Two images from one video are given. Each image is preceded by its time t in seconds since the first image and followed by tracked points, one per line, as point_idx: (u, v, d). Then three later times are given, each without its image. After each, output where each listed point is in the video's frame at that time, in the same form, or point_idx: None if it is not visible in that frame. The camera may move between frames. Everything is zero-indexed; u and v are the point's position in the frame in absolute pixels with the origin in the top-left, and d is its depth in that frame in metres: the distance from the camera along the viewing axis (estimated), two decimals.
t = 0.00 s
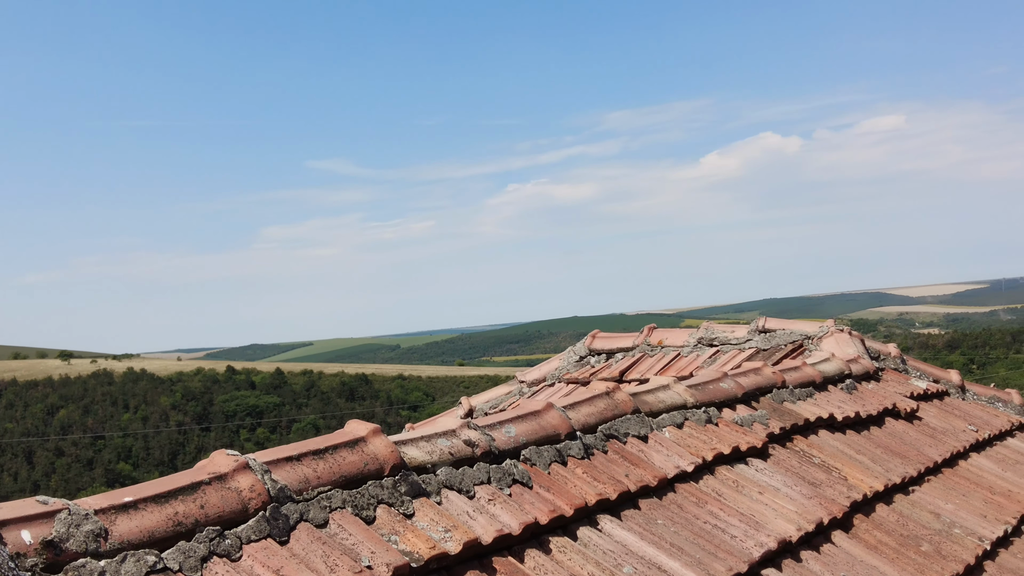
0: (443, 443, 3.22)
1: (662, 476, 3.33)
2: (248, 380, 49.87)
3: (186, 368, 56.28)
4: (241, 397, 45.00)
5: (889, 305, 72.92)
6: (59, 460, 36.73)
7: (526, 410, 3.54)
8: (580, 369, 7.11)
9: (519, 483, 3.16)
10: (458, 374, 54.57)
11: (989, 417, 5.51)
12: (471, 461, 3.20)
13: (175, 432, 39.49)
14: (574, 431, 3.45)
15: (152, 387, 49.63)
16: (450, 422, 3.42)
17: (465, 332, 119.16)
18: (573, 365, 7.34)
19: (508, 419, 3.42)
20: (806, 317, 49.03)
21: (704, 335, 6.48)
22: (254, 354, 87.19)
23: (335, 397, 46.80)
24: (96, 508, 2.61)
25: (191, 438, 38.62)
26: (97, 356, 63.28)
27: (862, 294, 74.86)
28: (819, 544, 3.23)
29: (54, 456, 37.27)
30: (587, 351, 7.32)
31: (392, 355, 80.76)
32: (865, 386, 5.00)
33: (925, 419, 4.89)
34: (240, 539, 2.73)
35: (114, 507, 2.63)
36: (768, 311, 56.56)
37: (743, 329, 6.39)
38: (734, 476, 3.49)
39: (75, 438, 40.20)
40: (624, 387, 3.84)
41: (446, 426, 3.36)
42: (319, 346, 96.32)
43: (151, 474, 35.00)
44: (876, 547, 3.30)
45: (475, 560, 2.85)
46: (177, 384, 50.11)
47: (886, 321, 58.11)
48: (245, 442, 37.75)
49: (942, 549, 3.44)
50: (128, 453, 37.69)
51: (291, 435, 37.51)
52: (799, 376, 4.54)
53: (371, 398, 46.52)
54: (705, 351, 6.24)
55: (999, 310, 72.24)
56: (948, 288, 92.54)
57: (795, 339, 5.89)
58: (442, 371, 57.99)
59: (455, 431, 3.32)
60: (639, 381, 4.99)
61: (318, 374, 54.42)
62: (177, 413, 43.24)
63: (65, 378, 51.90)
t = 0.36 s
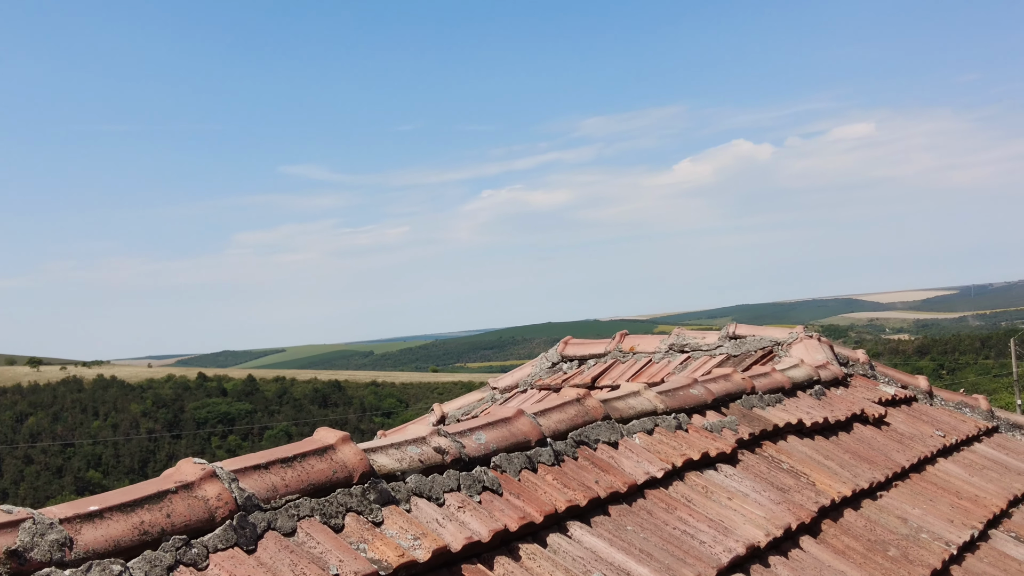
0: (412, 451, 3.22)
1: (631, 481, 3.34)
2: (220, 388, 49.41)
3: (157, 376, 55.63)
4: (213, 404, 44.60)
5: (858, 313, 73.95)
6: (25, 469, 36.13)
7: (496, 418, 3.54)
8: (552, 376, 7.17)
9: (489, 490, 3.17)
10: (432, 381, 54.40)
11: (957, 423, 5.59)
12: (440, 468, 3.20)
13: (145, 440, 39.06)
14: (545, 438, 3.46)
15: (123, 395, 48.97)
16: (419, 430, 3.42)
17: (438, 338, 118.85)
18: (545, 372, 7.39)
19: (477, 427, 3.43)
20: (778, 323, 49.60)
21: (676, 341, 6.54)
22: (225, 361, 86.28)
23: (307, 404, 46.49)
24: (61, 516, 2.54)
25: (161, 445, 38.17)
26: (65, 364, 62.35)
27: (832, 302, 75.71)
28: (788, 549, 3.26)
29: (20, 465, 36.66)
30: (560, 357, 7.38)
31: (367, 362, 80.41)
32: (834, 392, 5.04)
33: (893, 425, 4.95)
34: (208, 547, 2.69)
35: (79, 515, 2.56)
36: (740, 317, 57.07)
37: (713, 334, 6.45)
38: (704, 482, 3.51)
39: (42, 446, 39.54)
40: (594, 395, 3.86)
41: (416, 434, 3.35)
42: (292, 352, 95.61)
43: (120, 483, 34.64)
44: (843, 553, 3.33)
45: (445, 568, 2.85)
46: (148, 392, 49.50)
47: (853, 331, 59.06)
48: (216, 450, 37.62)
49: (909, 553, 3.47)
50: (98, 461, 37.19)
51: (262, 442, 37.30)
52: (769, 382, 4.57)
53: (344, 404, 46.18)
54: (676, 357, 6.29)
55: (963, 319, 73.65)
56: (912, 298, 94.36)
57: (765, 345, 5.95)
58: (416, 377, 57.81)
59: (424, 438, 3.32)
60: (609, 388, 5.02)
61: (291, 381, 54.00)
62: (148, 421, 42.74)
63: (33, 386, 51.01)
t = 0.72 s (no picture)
0: (379, 459, 3.21)
1: (598, 488, 3.36)
2: (185, 395, 48.72)
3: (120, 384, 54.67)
4: (178, 412, 43.97)
5: (823, 320, 74.95)
6: None
7: (465, 425, 3.55)
8: (520, 383, 7.20)
9: (456, 497, 3.17)
10: (400, 388, 54.08)
11: (919, 429, 5.69)
12: (407, 476, 3.19)
13: (110, 448, 38.48)
14: (511, 445, 3.48)
15: (86, 402, 48.04)
16: (388, 437, 3.41)
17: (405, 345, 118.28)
18: (513, 379, 7.41)
19: (445, 434, 3.43)
20: (743, 330, 50.18)
21: (643, 348, 6.59)
22: (191, 368, 85.03)
23: (274, 412, 46.05)
24: (22, 525, 2.49)
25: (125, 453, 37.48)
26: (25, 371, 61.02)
27: (796, 309, 76.75)
28: (752, 556, 3.28)
29: None
30: (528, 364, 7.44)
31: (334, 369, 79.77)
32: (798, 399, 5.11)
33: (855, 431, 5.02)
34: (170, 558, 2.64)
35: (41, 525, 2.51)
36: (706, 324, 57.63)
37: (680, 342, 6.52)
38: (670, 489, 3.53)
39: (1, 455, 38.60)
40: (561, 402, 3.88)
41: (383, 441, 3.35)
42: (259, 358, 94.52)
43: (83, 492, 34.06)
44: (807, 558, 3.37)
45: None
46: (111, 400, 48.62)
47: (819, 338, 59.87)
48: (181, 458, 37.37)
49: (872, 559, 3.52)
50: (60, 470, 36.46)
51: (228, 450, 36.94)
52: (734, 390, 4.62)
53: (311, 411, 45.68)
54: (644, 364, 6.36)
55: (923, 327, 75.00)
56: (875, 306, 95.85)
57: (731, 352, 6.01)
58: (384, 385, 57.45)
59: (390, 446, 3.31)
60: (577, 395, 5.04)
61: (258, 388, 53.38)
62: (112, 429, 42.06)
63: None
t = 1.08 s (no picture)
0: (344, 465, 3.21)
1: (563, 494, 3.38)
2: (147, 401, 47.93)
3: (80, 389, 53.59)
4: (139, 418, 43.22)
5: (789, 328, 76.01)
6: None
7: (430, 431, 3.55)
8: (486, 389, 7.23)
9: (421, 503, 3.17)
10: (366, 394, 53.64)
11: (880, 435, 5.79)
12: (371, 482, 3.19)
13: (70, 454, 37.71)
14: (477, 451, 3.48)
15: (44, 407, 47.01)
16: (353, 444, 3.40)
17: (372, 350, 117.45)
18: (480, 384, 7.44)
19: (410, 439, 3.43)
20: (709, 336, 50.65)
21: (609, 355, 6.64)
22: (154, 372, 83.58)
23: (238, 418, 45.46)
24: None
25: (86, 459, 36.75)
26: None
27: (760, 316, 77.54)
28: (715, 560, 3.31)
29: None
30: (494, 370, 7.47)
31: (299, 374, 78.91)
32: (761, 405, 5.18)
33: (818, 437, 5.09)
34: (132, 564, 2.61)
35: None
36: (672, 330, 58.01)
37: (646, 348, 6.58)
38: (635, 494, 3.56)
39: None
40: (526, 407, 3.90)
41: (347, 447, 3.34)
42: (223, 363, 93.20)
43: (42, 498, 33.38)
44: (770, 563, 3.41)
45: None
46: (72, 405, 47.63)
47: (784, 345, 60.75)
48: (144, 463, 36.76)
49: (834, 564, 3.57)
50: (18, 476, 35.66)
51: (192, 456, 36.43)
52: (699, 396, 4.67)
53: (276, 417, 45.21)
54: (610, 370, 6.41)
55: (885, 335, 76.16)
56: (836, 314, 97.17)
57: (696, 358, 6.07)
58: (350, 390, 56.97)
59: (355, 453, 3.30)
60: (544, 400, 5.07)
61: (221, 394, 52.66)
62: (72, 434, 41.21)
63: None
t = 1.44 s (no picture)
0: (303, 470, 3.20)
1: (523, 499, 3.39)
2: (108, 405, 47.10)
3: (39, 393, 52.53)
4: (99, 422, 42.45)
5: (752, 334, 76.95)
6: None
7: (392, 435, 3.55)
8: (450, 394, 7.26)
9: (381, 508, 3.17)
10: (331, 399, 53.14)
11: (840, 441, 5.86)
12: (331, 487, 3.19)
13: (28, 459, 36.94)
14: (439, 455, 3.49)
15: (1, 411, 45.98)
16: (313, 449, 3.39)
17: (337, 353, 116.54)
18: (443, 390, 7.48)
19: (371, 444, 3.43)
20: (675, 342, 50.90)
21: (573, 360, 6.68)
22: (116, 376, 82.10)
23: (200, 422, 44.89)
24: None
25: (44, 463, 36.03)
26: None
27: (726, 323, 78.04)
28: (675, 565, 3.33)
29: None
30: (459, 375, 7.51)
31: (263, 378, 78.01)
32: (723, 411, 5.22)
33: (778, 443, 5.15)
34: (87, 569, 2.57)
35: None
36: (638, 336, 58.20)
37: (609, 354, 6.63)
38: (595, 499, 3.58)
39: None
40: (489, 412, 3.91)
41: (308, 452, 3.33)
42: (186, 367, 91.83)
43: None
44: (728, 567, 3.44)
45: None
46: (30, 409, 46.63)
47: (748, 352, 61.27)
48: (105, 468, 36.19)
49: (791, 568, 3.60)
50: None
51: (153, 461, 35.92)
52: (661, 401, 4.70)
53: (238, 422, 44.69)
54: (573, 375, 6.45)
55: (849, 342, 77.02)
56: (800, 321, 98.16)
57: (659, 364, 6.12)
58: (315, 395, 56.42)
59: (316, 456, 3.30)
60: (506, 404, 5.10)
61: (184, 399, 51.91)
62: (31, 438, 40.40)
63: None
